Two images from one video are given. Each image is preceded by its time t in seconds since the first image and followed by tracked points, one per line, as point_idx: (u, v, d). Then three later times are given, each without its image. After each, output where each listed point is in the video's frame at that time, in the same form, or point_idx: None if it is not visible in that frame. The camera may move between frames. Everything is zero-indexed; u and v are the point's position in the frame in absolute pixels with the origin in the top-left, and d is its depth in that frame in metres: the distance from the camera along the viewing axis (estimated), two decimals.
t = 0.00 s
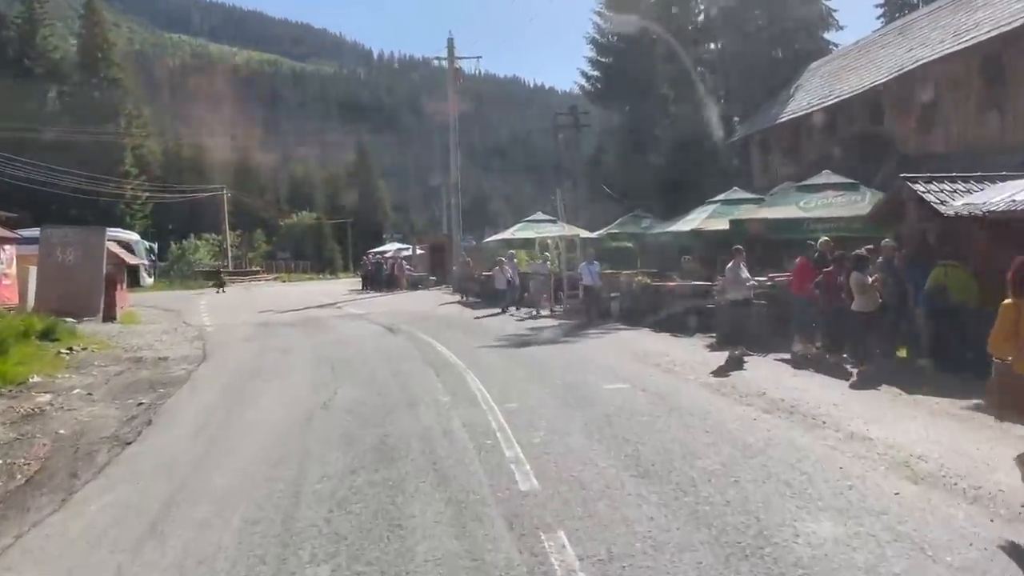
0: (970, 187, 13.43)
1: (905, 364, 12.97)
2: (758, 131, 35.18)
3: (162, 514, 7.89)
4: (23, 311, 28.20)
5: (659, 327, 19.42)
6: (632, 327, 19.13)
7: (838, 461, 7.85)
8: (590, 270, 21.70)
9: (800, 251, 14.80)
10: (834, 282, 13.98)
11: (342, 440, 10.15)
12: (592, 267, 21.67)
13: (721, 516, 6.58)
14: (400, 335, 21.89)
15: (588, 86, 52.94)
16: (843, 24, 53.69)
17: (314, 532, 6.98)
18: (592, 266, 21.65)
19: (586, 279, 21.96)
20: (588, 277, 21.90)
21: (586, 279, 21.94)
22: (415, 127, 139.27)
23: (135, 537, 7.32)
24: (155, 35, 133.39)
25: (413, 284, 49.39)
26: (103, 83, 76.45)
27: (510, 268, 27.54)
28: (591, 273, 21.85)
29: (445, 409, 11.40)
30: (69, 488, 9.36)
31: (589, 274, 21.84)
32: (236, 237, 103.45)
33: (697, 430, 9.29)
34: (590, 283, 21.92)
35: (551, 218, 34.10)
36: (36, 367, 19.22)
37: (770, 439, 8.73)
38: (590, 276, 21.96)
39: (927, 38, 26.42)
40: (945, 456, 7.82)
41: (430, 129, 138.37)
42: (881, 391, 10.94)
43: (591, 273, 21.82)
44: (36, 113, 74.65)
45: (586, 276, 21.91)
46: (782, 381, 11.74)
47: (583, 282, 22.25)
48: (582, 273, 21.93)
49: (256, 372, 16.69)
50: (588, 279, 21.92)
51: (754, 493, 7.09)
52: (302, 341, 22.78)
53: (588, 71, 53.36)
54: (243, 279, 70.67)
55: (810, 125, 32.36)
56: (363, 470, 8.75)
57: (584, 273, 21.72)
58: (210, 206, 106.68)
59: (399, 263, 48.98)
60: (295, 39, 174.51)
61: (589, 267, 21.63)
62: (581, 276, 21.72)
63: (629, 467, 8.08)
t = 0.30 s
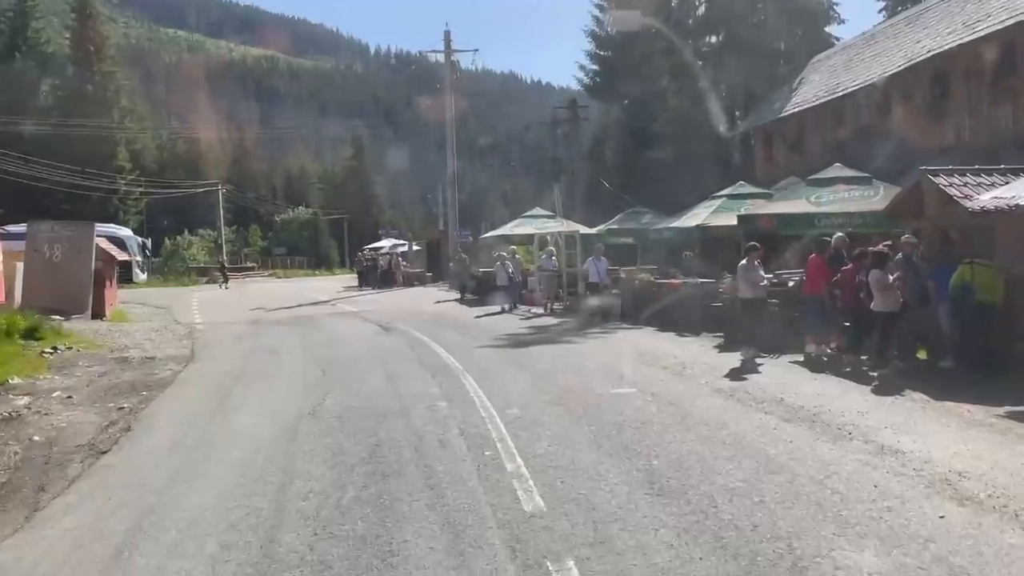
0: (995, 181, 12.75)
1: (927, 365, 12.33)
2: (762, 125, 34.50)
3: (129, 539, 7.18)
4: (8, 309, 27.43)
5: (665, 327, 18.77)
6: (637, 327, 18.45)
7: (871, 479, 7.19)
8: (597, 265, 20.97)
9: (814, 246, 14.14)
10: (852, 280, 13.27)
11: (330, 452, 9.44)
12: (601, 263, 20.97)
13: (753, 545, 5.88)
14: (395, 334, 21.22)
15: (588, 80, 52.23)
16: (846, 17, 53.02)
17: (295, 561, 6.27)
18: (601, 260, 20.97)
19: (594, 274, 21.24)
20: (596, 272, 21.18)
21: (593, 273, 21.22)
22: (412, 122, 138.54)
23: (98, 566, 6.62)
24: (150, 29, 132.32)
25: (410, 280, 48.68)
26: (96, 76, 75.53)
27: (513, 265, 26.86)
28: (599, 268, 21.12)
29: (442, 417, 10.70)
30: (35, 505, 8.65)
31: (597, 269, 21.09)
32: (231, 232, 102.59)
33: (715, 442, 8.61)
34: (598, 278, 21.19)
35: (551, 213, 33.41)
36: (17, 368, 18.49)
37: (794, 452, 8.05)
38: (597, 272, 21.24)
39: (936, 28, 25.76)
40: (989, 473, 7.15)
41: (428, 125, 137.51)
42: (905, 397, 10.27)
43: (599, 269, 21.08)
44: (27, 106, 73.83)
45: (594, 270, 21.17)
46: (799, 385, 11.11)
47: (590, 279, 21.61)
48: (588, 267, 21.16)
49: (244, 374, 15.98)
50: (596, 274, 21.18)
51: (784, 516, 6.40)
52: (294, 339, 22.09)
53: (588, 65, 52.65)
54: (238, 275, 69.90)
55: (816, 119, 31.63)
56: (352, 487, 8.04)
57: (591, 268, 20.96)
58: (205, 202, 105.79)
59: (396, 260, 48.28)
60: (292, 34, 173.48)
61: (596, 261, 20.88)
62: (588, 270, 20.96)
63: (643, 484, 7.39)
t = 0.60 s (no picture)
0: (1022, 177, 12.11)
1: (949, 371, 11.74)
2: (766, 121, 33.81)
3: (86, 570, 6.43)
4: None
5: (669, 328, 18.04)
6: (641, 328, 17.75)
7: (914, 503, 6.48)
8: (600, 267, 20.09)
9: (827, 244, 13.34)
10: (869, 280, 12.58)
11: (315, 467, 8.72)
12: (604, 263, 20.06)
13: None
14: (389, 334, 20.49)
15: (588, 76, 51.49)
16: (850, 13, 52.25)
17: None
18: (605, 260, 20.04)
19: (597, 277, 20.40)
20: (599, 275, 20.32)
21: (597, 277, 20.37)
22: (410, 119, 137.76)
23: None
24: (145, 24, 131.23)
25: (406, 278, 47.95)
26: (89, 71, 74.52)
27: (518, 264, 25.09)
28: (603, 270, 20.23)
29: (436, 427, 9.99)
30: None
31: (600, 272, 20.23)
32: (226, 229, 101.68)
33: (733, 458, 7.92)
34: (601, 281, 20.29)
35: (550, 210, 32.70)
36: None
37: (821, 471, 7.36)
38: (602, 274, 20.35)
39: (948, 20, 25.06)
40: None
41: (426, 121, 136.67)
42: (932, 407, 9.63)
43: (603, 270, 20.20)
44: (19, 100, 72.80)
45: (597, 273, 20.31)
46: (817, 392, 10.48)
47: (595, 277, 20.49)
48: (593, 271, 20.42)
49: (230, 377, 15.24)
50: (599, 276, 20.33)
51: (818, 548, 5.72)
52: (284, 340, 21.38)
53: (588, 61, 51.91)
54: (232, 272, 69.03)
55: (822, 115, 30.94)
56: (336, 508, 7.31)
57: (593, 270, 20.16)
58: (200, 198, 104.86)
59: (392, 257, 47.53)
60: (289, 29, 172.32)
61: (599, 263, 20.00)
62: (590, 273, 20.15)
63: (659, 509, 6.68)
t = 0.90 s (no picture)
0: None
1: (979, 380, 11.04)
2: (772, 118, 33.07)
3: None
4: None
5: (677, 332, 17.27)
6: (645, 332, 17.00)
7: (970, 538, 5.77)
8: (605, 266, 19.26)
9: (841, 246, 12.63)
10: (891, 283, 11.85)
11: (299, 486, 7.99)
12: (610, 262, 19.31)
13: None
14: (385, 336, 19.75)
15: (589, 73, 50.74)
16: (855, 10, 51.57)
17: None
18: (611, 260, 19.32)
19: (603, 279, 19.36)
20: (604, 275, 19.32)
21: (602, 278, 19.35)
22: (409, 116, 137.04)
23: None
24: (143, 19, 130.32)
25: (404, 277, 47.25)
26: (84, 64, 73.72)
27: (523, 264, 24.17)
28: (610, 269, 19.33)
29: (433, 440, 9.26)
30: None
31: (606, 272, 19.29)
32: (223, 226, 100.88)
33: (758, 481, 7.19)
34: (607, 281, 19.23)
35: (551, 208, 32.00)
36: None
37: (858, 497, 6.64)
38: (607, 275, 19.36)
39: (962, 14, 24.39)
40: None
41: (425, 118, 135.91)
42: (968, 421, 8.92)
43: (610, 270, 19.31)
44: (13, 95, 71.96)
45: (602, 274, 19.34)
46: (841, 404, 9.72)
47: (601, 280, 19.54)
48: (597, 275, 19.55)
49: (216, 381, 14.49)
50: (604, 278, 19.32)
51: None
52: (276, 341, 20.64)
53: (589, 57, 51.13)
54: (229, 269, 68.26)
55: (830, 111, 30.21)
56: (319, 537, 6.57)
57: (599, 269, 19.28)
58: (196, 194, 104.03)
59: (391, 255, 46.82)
60: (289, 26, 171.45)
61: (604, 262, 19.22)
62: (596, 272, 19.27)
63: (682, 541, 5.97)
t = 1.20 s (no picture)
0: None
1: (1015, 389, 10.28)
2: (779, 113, 32.38)
3: None
4: None
5: (686, 334, 16.52)
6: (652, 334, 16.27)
7: None
8: (612, 264, 18.38)
9: (860, 244, 11.88)
10: (919, 284, 11.13)
11: (280, 508, 7.22)
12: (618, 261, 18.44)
13: None
14: (380, 337, 19.02)
15: (590, 68, 49.91)
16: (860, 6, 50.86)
17: None
18: (619, 258, 18.46)
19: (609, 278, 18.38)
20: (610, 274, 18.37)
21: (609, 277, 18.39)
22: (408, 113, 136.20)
23: None
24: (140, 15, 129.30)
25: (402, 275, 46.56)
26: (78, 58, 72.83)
27: (529, 261, 23.35)
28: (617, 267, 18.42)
29: (429, 455, 8.50)
30: None
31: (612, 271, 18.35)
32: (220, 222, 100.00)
33: (791, 507, 6.44)
34: (613, 279, 18.27)
35: (551, 205, 31.27)
36: None
37: (908, 529, 5.90)
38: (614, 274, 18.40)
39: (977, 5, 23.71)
40: None
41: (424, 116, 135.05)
42: (1012, 438, 8.17)
43: (617, 268, 18.40)
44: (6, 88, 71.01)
45: (609, 273, 18.40)
46: (874, 419, 8.94)
47: (606, 280, 18.79)
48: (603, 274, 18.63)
49: (200, 387, 13.69)
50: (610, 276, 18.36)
51: None
52: (267, 342, 19.84)
53: (590, 53, 50.31)
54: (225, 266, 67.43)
55: (839, 107, 29.53)
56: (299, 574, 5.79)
57: (605, 267, 18.37)
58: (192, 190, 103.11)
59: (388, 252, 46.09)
60: (288, 22, 170.19)
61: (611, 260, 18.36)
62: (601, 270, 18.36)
63: None
